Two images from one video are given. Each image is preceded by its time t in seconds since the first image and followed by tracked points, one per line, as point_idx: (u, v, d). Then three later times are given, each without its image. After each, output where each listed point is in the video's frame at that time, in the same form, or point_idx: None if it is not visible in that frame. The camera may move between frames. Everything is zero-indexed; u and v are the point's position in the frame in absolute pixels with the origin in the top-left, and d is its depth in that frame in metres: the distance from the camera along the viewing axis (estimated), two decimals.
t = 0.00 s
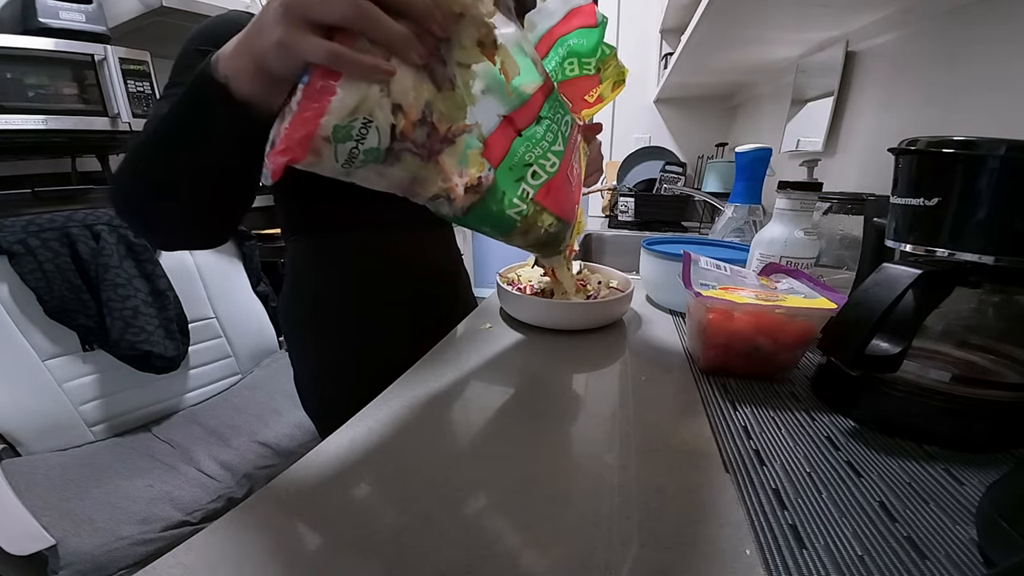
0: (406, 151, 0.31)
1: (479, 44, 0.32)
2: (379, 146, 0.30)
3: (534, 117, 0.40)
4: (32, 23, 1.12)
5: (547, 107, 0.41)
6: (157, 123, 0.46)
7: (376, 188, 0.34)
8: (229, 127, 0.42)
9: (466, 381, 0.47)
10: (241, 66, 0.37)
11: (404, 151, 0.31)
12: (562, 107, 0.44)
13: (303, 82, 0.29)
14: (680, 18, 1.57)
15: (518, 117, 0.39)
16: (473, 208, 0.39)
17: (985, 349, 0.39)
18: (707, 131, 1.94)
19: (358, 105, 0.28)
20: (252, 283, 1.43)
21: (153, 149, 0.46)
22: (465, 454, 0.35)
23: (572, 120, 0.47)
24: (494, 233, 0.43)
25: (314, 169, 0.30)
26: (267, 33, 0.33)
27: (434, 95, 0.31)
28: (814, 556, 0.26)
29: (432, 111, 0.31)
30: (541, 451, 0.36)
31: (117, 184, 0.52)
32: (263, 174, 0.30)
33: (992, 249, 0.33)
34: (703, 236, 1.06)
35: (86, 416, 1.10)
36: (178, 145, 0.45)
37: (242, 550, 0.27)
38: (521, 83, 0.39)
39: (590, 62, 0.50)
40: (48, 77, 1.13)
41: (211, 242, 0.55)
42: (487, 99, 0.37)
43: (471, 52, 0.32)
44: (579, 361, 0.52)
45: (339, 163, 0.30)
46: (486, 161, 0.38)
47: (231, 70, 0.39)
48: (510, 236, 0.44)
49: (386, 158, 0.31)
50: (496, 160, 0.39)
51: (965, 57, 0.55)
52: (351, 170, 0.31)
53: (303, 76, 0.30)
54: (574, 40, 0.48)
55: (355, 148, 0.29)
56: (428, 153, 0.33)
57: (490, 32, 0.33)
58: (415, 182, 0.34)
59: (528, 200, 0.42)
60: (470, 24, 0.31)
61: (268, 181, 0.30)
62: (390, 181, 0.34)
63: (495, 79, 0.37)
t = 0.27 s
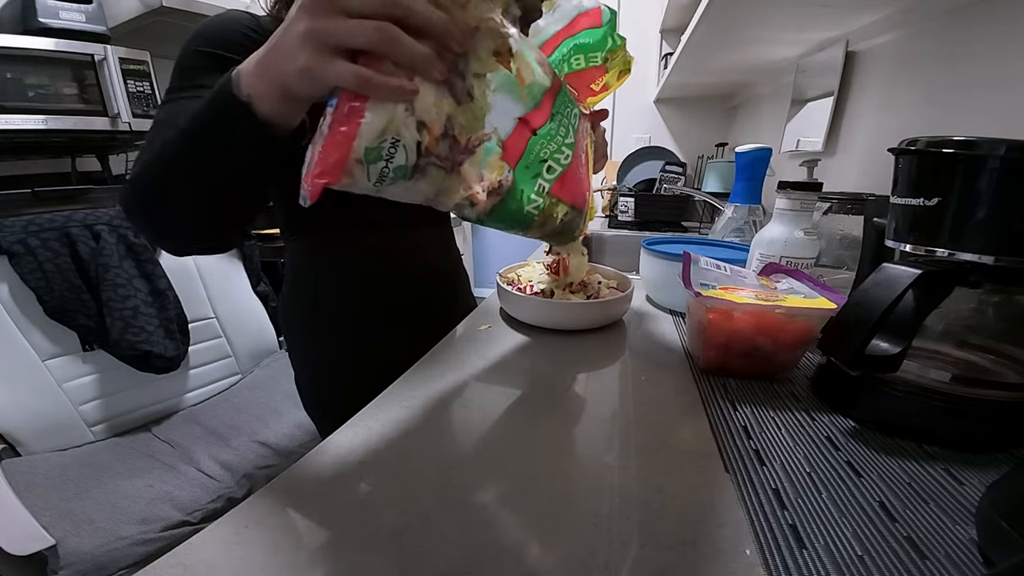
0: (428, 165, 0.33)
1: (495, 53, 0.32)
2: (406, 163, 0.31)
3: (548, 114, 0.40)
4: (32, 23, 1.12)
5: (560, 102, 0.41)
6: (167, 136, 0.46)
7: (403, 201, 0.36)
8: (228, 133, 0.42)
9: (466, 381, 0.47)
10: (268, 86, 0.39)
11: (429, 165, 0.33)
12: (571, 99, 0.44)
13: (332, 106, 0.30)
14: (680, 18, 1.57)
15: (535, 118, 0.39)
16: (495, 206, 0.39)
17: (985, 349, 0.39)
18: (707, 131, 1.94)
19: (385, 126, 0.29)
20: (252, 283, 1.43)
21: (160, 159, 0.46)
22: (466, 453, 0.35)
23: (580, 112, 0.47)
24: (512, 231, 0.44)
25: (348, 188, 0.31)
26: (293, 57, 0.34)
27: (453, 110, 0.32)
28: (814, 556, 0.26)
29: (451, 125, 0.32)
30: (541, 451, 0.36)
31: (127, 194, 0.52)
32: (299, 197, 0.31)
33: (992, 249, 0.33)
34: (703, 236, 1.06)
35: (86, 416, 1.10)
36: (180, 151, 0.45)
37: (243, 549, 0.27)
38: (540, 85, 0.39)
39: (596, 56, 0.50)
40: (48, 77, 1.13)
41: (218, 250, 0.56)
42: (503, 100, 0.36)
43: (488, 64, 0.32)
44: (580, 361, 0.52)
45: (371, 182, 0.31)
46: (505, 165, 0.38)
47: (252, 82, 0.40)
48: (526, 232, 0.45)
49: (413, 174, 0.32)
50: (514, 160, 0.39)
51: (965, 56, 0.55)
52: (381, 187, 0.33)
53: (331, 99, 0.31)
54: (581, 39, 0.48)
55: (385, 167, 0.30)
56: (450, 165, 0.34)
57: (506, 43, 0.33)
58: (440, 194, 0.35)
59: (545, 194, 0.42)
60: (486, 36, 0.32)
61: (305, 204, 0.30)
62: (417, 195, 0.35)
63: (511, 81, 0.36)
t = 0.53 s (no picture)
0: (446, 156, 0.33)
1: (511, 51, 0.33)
2: (427, 154, 0.32)
3: (559, 115, 0.40)
4: (33, 23, 1.12)
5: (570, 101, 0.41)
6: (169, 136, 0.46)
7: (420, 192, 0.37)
8: (229, 133, 0.42)
9: (467, 381, 0.47)
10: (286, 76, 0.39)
11: (447, 157, 0.33)
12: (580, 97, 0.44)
13: (357, 97, 0.31)
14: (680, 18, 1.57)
15: (546, 117, 0.39)
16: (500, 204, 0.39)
17: (985, 349, 0.39)
18: (707, 131, 1.94)
19: (408, 118, 0.30)
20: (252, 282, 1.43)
21: (161, 158, 0.46)
22: (466, 453, 0.35)
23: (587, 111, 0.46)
24: (515, 226, 0.43)
25: (371, 178, 0.33)
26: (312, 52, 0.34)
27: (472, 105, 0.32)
28: (814, 556, 0.26)
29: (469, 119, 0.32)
30: (541, 451, 0.36)
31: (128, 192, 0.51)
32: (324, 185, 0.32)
33: (992, 249, 0.33)
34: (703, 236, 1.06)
35: (86, 416, 1.10)
36: (181, 149, 0.45)
37: (244, 549, 0.27)
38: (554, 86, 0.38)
39: (603, 59, 0.49)
40: (48, 77, 1.13)
41: (219, 247, 0.56)
42: (517, 100, 0.36)
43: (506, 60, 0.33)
44: (580, 361, 0.52)
45: (393, 171, 0.32)
46: (514, 161, 0.38)
47: (258, 80, 0.40)
48: (531, 228, 0.45)
49: (433, 165, 0.33)
50: (523, 157, 0.39)
51: (965, 57, 0.55)
52: (401, 177, 0.33)
53: (355, 89, 0.31)
54: (590, 40, 0.47)
55: (407, 158, 0.31)
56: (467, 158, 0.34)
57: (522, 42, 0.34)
58: (454, 185, 0.35)
59: (551, 192, 0.42)
60: (502, 34, 0.32)
61: (329, 191, 0.32)
62: (433, 186, 0.36)
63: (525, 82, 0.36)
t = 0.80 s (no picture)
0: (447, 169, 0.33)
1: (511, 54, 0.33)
2: (426, 168, 0.31)
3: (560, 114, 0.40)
4: (33, 23, 1.12)
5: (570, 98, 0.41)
6: (170, 142, 0.46)
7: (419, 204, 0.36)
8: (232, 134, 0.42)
9: (467, 381, 0.47)
10: (283, 85, 0.38)
11: (446, 168, 0.33)
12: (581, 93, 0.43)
13: (355, 109, 0.30)
14: (680, 18, 1.57)
15: (546, 117, 0.38)
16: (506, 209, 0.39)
17: (986, 349, 0.38)
18: (707, 131, 1.94)
19: (407, 131, 0.30)
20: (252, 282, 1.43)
21: (163, 164, 0.47)
22: (466, 454, 0.35)
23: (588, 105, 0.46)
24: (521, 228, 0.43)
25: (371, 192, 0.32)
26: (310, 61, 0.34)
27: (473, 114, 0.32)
28: (814, 555, 0.26)
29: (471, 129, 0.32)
30: (542, 450, 0.36)
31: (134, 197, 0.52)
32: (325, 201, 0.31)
33: (993, 250, 0.33)
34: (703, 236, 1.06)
35: (86, 416, 1.10)
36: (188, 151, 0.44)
37: (243, 549, 0.27)
38: (552, 86, 0.38)
39: (605, 53, 0.49)
40: (48, 77, 1.13)
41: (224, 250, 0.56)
42: (517, 105, 0.36)
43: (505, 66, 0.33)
44: (580, 361, 0.52)
45: (392, 187, 0.32)
46: (518, 166, 0.38)
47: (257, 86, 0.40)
48: (535, 231, 0.44)
49: (432, 177, 0.32)
50: (526, 160, 0.39)
51: (965, 57, 0.55)
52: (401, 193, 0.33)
53: (353, 102, 0.31)
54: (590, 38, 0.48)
55: (406, 171, 0.31)
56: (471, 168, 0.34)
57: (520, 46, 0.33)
58: (456, 195, 0.35)
59: (556, 193, 0.42)
60: (502, 42, 0.32)
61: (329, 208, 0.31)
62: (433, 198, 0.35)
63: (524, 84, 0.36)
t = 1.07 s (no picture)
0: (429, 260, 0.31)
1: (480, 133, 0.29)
2: (406, 268, 0.30)
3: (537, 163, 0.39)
4: (33, 23, 1.12)
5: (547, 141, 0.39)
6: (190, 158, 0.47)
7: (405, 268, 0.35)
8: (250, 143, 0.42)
9: (467, 381, 0.47)
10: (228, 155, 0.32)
11: (428, 258, 0.31)
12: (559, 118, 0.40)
13: (323, 231, 0.27)
14: (680, 18, 1.57)
15: (524, 174, 0.38)
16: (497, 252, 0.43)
17: (986, 349, 0.38)
18: (706, 130, 1.94)
19: (381, 251, 0.27)
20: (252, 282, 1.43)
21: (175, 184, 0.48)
22: (466, 454, 0.35)
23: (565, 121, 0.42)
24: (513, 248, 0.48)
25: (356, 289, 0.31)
26: (258, 170, 0.28)
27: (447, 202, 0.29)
28: (814, 556, 0.26)
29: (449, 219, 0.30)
30: (541, 451, 0.36)
31: (153, 219, 0.55)
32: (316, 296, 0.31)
33: (993, 249, 0.33)
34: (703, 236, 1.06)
35: (86, 416, 1.10)
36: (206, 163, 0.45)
37: (243, 549, 0.27)
38: (522, 147, 0.36)
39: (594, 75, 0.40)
40: (48, 77, 1.13)
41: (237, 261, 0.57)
42: (490, 183, 0.34)
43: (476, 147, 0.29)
44: (580, 361, 0.52)
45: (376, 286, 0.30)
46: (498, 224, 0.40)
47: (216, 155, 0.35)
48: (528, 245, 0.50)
49: (414, 269, 0.31)
50: (506, 216, 0.41)
51: (965, 57, 0.55)
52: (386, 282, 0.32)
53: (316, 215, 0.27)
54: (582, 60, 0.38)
55: (388, 277, 0.29)
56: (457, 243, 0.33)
57: (483, 128, 0.29)
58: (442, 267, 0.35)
59: (541, 226, 0.46)
60: (470, 126, 0.27)
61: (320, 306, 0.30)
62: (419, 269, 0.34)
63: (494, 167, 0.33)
